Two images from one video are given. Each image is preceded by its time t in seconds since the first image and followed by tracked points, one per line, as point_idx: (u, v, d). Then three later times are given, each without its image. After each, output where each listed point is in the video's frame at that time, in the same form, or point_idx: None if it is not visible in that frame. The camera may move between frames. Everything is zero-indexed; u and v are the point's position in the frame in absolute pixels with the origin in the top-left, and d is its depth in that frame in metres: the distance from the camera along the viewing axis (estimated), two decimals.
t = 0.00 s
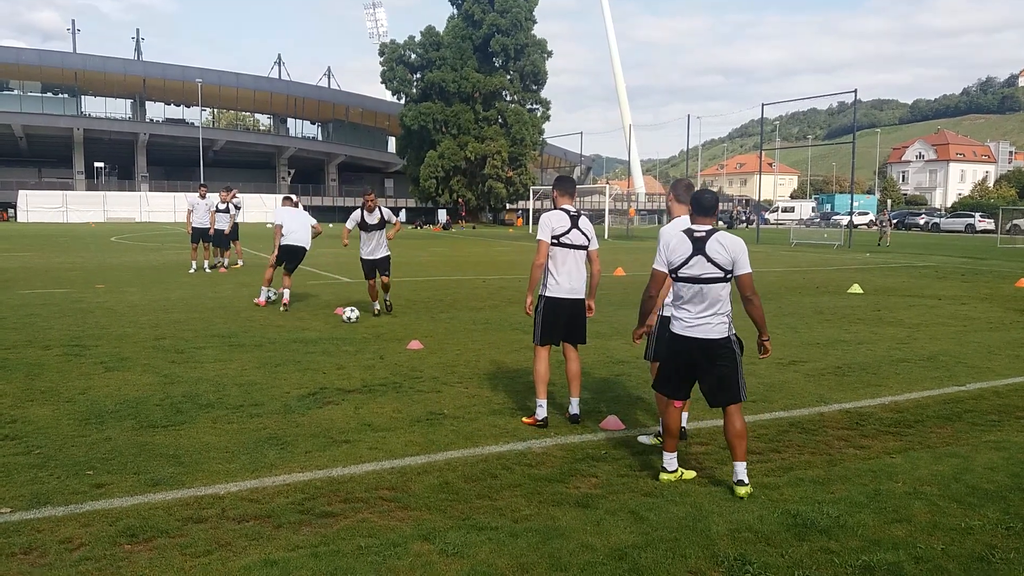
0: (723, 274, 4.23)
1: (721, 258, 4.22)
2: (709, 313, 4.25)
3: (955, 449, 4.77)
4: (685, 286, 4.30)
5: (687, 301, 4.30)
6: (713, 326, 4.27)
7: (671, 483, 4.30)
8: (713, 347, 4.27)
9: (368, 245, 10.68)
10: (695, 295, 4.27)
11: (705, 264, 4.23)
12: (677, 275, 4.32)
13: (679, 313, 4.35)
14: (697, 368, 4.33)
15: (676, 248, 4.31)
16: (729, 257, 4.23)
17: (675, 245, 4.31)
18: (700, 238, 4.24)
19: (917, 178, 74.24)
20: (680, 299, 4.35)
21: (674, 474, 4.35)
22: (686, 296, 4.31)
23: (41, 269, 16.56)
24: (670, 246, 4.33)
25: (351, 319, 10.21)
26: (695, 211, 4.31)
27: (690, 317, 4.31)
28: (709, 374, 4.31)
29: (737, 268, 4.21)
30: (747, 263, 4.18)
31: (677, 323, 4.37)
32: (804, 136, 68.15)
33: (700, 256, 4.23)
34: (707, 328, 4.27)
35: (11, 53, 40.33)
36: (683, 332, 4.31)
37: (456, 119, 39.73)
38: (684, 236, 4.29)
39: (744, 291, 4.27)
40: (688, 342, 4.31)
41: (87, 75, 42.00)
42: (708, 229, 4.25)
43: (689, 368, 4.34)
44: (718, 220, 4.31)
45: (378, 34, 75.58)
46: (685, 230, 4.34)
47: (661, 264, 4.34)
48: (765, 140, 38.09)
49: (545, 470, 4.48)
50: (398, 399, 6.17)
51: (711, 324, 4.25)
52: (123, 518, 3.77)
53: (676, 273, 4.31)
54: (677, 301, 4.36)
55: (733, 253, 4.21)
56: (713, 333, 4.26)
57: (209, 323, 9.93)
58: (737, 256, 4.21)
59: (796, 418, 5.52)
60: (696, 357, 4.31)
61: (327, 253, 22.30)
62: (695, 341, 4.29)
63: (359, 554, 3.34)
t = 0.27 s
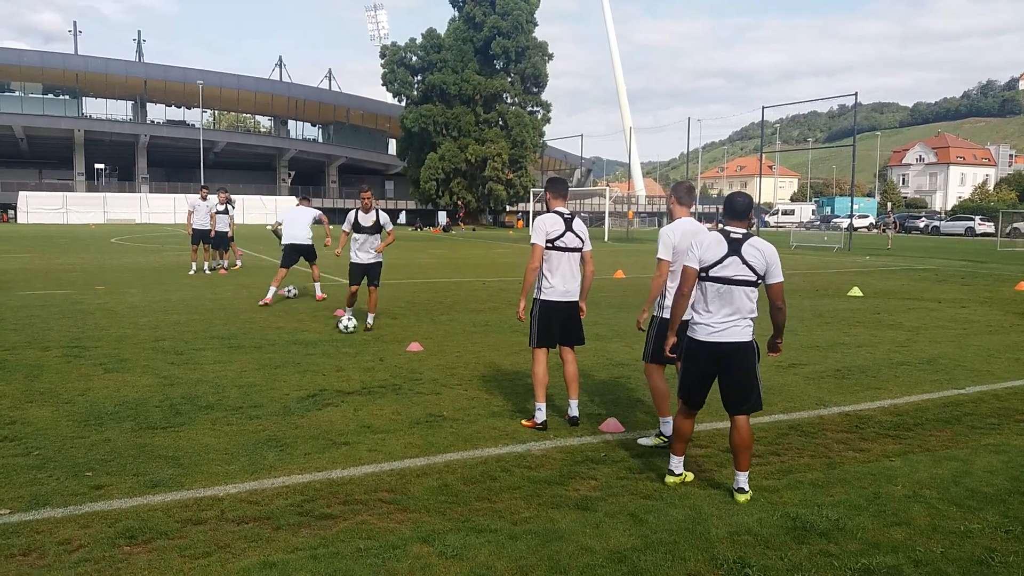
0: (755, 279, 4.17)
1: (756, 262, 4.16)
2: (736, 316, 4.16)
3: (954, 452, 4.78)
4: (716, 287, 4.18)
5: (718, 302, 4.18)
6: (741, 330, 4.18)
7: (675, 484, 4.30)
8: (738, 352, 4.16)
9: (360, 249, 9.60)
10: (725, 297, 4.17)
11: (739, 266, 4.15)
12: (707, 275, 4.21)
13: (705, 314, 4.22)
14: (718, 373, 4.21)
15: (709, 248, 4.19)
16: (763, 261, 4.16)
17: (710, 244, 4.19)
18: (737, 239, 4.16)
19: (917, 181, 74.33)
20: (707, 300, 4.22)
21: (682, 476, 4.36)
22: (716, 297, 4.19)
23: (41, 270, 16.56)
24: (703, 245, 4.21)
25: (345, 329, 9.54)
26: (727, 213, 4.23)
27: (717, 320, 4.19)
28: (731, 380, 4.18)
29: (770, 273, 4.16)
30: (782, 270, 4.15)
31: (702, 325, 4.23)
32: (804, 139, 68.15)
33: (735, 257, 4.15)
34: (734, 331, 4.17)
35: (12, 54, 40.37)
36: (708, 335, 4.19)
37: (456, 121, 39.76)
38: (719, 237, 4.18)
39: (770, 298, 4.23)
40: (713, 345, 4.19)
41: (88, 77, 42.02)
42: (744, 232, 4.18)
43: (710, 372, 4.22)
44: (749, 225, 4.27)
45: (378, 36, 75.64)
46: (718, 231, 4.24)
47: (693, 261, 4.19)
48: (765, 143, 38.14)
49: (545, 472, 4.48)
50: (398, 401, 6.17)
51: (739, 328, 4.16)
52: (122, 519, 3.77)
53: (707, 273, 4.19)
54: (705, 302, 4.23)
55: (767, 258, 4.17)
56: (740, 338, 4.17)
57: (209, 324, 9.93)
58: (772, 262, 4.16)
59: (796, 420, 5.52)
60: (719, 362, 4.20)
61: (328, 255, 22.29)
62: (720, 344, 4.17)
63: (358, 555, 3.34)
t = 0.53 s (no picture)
0: (776, 280, 4.13)
1: (780, 263, 4.13)
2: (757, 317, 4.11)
3: (960, 450, 4.77)
4: (741, 285, 4.11)
5: (741, 302, 4.11)
6: (760, 330, 4.14)
7: (682, 491, 4.17)
8: (757, 352, 4.12)
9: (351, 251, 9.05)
10: (748, 296, 4.10)
11: (764, 265, 4.10)
12: (731, 273, 4.14)
13: (728, 313, 4.14)
14: (736, 372, 4.14)
15: (736, 246, 4.12)
16: (783, 263, 4.13)
17: (738, 241, 4.12)
18: (764, 238, 4.12)
19: (920, 179, 74.15)
20: (729, 297, 4.14)
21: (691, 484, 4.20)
22: (739, 296, 4.12)
23: (45, 271, 16.61)
24: (729, 241, 4.14)
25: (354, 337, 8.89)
26: (751, 211, 4.20)
27: (738, 320, 4.13)
28: (749, 381, 4.12)
29: (790, 275, 4.14)
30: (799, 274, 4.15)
31: (722, 324, 4.14)
32: (807, 138, 68.05)
33: (761, 256, 4.10)
34: (755, 330, 4.12)
35: (16, 56, 40.47)
36: (731, 335, 4.10)
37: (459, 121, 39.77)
38: (747, 235, 4.12)
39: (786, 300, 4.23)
40: (733, 344, 4.11)
41: (91, 78, 42.11)
42: (770, 232, 4.15)
43: (727, 372, 4.14)
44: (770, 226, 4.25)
45: (381, 36, 75.73)
46: (744, 228, 4.18)
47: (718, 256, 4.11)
48: (768, 142, 38.08)
49: (549, 471, 4.48)
50: (402, 400, 6.19)
51: (761, 328, 4.11)
52: (128, 520, 3.78)
53: (732, 270, 4.12)
54: (727, 300, 4.14)
55: (789, 260, 4.15)
56: (759, 338, 4.12)
57: (213, 325, 9.95)
58: (792, 266, 4.14)
59: (801, 419, 5.51)
60: (739, 361, 4.12)
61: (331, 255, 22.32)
62: (739, 344, 4.11)
63: (363, 555, 3.34)
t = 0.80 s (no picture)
0: (775, 281, 4.14)
1: (779, 264, 4.14)
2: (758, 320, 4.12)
3: (955, 450, 4.78)
4: (742, 288, 4.10)
5: (742, 304, 4.10)
6: (759, 331, 4.15)
7: (717, 507, 3.90)
8: (758, 355, 4.12)
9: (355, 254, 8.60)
10: (749, 298, 4.10)
11: (764, 267, 4.10)
12: (733, 275, 4.12)
13: (729, 316, 4.11)
14: (738, 375, 4.12)
15: (739, 248, 4.10)
16: (782, 263, 4.15)
17: (739, 244, 4.09)
18: (765, 240, 4.11)
19: (916, 179, 74.34)
20: (731, 300, 4.13)
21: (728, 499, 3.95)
22: (740, 298, 4.11)
23: (42, 272, 16.59)
24: (730, 244, 4.10)
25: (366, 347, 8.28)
26: (748, 212, 4.17)
27: (738, 322, 4.11)
28: (750, 383, 4.11)
29: (788, 275, 4.16)
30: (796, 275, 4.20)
31: (722, 326, 4.12)
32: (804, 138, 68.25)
33: (762, 258, 4.10)
34: (755, 333, 4.12)
35: (12, 56, 40.38)
36: (735, 338, 4.09)
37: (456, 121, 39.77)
38: (748, 237, 4.10)
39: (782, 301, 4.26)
40: (736, 348, 4.09)
41: (88, 78, 42.03)
42: (770, 233, 4.14)
43: (731, 375, 4.12)
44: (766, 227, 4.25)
45: (378, 37, 75.72)
46: (744, 230, 4.15)
47: (720, 258, 4.06)
48: (765, 142, 38.12)
49: (546, 471, 4.47)
50: (399, 401, 6.18)
51: (761, 329, 4.12)
52: (125, 521, 3.77)
53: (734, 273, 4.10)
54: (727, 302, 4.13)
55: (787, 260, 4.17)
56: (760, 339, 4.13)
57: (210, 326, 9.94)
58: (790, 266, 4.17)
59: (797, 419, 5.52)
60: (740, 363, 4.11)
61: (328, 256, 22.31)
62: (741, 346, 4.09)
63: (360, 556, 3.34)
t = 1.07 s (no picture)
0: (770, 278, 4.15)
1: (773, 261, 4.14)
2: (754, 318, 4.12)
3: (955, 447, 4.78)
4: (736, 287, 4.10)
5: (738, 303, 4.10)
6: (755, 329, 4.14)
7: (721, 511, 3.87)
8: (756, 353, 4.12)
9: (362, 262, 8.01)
10: (744, 297, 4.10)
11: (758, 265, 4.10)
12: (725, 275, 4.12)
13: (725, 315, 4.11)
14: (736, 375, 4.11)
15: (731, 247, 4.09)
16: (776, 259, 4.15)
17: (731, 244, 4.08)
18: (757, 239, 4.10)
19: (915, 176, 74.37)
20: (725, 300, 4.13)
21: (737, 503, 3.90)
22: (734, 297, 4.11)
23: (41, 270, 16.57)
24: (723, 244, 4.10)
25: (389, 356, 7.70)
26: (737, 209, 4.17)
27: (734, 321, 4.11)
28: (749, 383, 4.10)
29: (783, 270, 4.16)
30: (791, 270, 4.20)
31: (717, 326, 4.11)
32: (803, 135, 68.23)
33: (755, 257, 4.10)
34: (751, 331, 4.13)
35: (10, 54, 40.29)
36: (730, 337, 4.08)
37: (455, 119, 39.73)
38: (739, 237, 4.09)
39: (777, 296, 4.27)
40: (733, 347, 4.08)
41: (86, 76, 41.94)
42: (762, 230, 4.14)
43: (729, 375, 4.10)
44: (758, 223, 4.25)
45: (377, 34, 75.59)
46: (735, 228, 4.14)
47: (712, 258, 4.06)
48: (764, 140, 38.07)
49: (546, 469, 4.48)
50: (398, 399, 6.18)
51: (756, 327, 4.12)
52: (125, 519, 3.77)
53: (727, 273, 4.10)
54: (721, 303, 4.13)
55: (781, 255, 4.17)
56: (756, 337, 4.13)
57: (209, 324, 9.93)
58: (784, 261, 4.17)
59: (797, 417, 5.52)
60: (737, 363, 4.10)
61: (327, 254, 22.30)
62: (737, 346, 4.08)
63: (360, 554, 3.34)
